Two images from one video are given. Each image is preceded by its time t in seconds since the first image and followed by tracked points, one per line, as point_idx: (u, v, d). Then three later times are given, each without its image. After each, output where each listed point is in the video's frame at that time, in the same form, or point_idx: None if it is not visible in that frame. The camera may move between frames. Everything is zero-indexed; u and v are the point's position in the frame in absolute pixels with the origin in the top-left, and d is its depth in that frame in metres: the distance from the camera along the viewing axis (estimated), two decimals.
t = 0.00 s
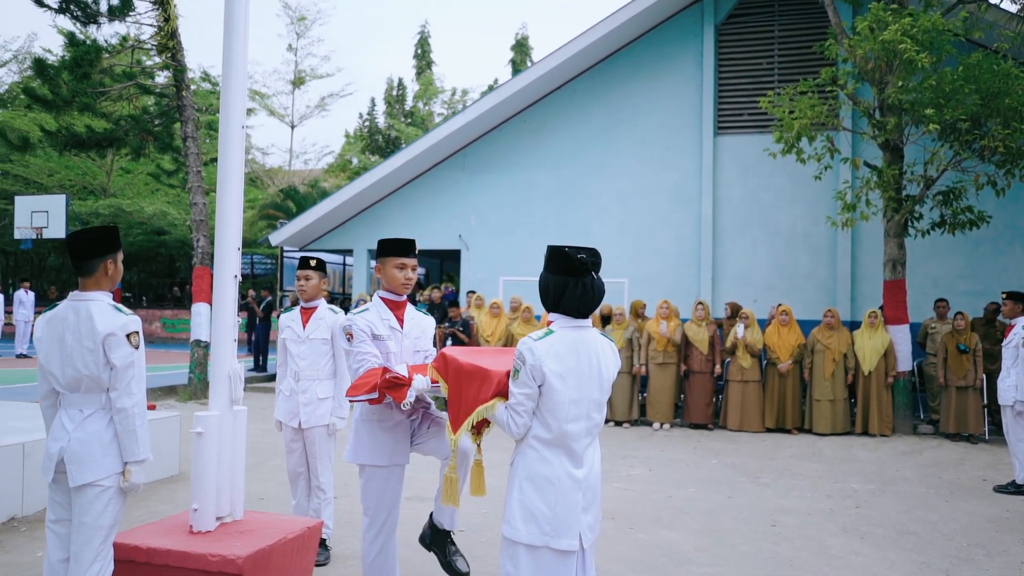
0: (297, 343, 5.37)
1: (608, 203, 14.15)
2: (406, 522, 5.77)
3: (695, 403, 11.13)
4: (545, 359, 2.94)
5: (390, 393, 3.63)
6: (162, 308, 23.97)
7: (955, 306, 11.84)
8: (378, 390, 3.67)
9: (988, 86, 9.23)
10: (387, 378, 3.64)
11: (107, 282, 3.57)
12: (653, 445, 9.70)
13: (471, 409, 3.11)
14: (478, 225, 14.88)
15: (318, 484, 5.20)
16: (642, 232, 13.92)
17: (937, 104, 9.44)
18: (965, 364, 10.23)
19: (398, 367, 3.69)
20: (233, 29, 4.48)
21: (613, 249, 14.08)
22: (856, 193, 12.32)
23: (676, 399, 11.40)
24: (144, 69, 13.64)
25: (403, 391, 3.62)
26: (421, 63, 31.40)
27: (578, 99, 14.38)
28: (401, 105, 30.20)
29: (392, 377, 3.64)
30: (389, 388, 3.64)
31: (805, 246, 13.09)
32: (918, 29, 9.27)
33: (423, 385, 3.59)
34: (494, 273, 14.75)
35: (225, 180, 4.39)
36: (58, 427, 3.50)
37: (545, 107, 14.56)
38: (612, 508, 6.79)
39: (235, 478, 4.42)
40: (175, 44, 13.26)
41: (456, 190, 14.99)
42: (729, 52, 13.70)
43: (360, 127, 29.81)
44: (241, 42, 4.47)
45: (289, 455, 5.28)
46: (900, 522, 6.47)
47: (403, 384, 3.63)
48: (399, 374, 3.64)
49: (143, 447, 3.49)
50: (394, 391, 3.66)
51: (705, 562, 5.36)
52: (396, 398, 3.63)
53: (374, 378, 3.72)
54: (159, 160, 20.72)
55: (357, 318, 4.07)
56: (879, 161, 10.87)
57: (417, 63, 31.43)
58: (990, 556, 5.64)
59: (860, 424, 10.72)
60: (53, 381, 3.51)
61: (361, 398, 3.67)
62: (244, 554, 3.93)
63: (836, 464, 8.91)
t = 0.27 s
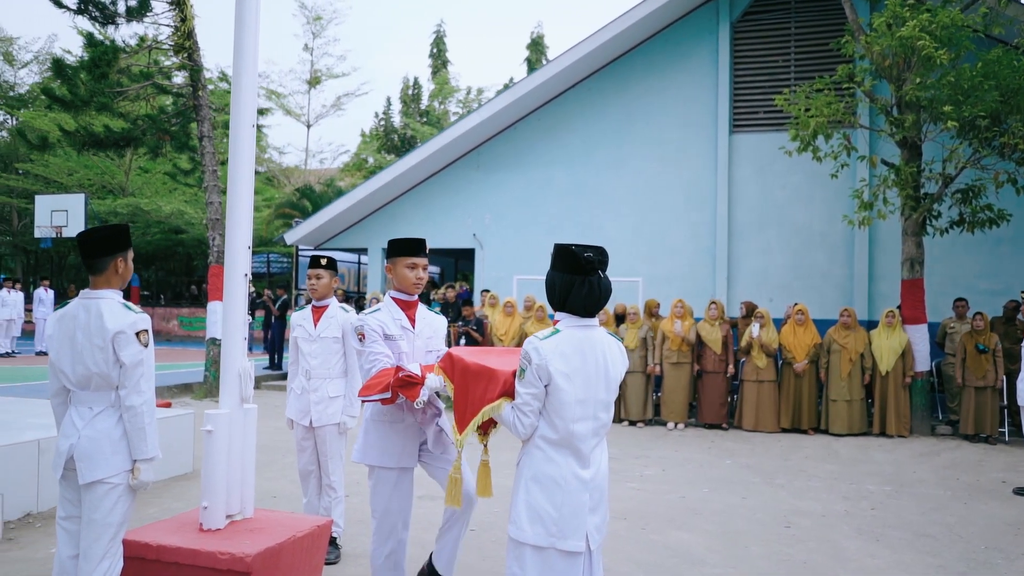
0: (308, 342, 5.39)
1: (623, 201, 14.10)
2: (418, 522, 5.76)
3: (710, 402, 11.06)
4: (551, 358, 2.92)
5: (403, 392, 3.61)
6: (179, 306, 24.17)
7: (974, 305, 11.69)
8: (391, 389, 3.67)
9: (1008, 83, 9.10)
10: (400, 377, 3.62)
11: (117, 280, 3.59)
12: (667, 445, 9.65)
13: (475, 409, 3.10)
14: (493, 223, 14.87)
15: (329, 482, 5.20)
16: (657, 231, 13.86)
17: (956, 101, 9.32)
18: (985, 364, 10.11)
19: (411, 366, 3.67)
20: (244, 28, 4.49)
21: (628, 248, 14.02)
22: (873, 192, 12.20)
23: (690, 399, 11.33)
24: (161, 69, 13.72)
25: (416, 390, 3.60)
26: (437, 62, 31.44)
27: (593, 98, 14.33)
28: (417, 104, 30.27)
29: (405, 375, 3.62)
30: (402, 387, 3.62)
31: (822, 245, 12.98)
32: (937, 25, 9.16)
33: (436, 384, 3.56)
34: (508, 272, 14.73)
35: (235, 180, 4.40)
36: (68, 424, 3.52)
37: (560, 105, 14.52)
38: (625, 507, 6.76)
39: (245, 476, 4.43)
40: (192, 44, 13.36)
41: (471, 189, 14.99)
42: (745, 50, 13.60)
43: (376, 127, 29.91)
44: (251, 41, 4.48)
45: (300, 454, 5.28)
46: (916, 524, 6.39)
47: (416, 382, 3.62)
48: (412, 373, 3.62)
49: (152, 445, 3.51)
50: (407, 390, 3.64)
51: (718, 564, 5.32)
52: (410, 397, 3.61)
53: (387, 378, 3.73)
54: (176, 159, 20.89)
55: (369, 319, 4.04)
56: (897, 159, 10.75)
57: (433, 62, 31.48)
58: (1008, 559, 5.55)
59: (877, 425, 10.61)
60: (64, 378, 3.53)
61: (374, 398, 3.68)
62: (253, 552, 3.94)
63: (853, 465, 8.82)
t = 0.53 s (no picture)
0: (320, 341, 5.41)
1: (637, 201, 14.04)
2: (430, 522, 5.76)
3: (724, 402, 11.00)
4: (558, 359, 2.90)
5: (422, 390, 3.58)
6: (195, 306, 24.35)
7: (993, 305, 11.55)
8: (409, 389, 3.62)
9: None
10: (419, 375, 3.59)
11: (128, 278, 3.61)
12: (681, 446, 9.60)
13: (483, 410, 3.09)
14: (507, 223, 14.87)
15: (340, 481, 5.22)
16: (671, 230, 13.79)
17: (974, 98, 9.22)
18: (1004, 364, 9.99)
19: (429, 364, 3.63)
20: (255, 27, 4.49)
21: (642, 247, 13.97)
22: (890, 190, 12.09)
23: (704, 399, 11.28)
24: (177, 71, 13.81)
25: (434, 388, 3.58)
26: (451, 63, 31.50)
27: (607, 97, 14.29)
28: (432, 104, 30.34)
29: (423, 374, 3.59)
30: (421, 385, 3.59)
31: (838, 245, 12.87)
32: (954, 21, 9.06)
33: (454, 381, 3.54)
34: (522, 272, 14.71)
35: (246, 179, 4.42)
36: (80, 422, 3.54)
37: (574, 105, 14.50)
38: (637, 508, 6.73)
39: (256, 475, 4.44)
40: (208, 45, 13.46)
41: (485, 189, 14.99)
42: (760, 48, 13.51)
43: (391, 127, 30.01)
44: (263, 39, 4.48)
45: (311, 453, 5.30)
46: (933, 526, 6.32)
47: (435, 379, 3.59)
48: (430, 372, 3.58)
49: (163, 443, 3.53)
50: (426, 389, 3.61)
51: (731, 565, 5.28)
52: (428, 395, 3.59)
53: (405, 378, 3.69)
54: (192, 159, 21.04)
55: (386, 319, 4.03)
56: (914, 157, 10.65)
57: (447, 62, 31.54)
58: None
59: (895, 427, 10.49)
60: (75, 376, 3.55)
61: (394, 399, 3.66)
62: (263, 550, 3.94)
63: (869, 466, 8.73)
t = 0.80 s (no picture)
0: (327, 342, 5.42)
1: (646, 202, 14.02)
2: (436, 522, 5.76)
3: (734, 405, 10.95)
4: (560, 360, 2.89)
5: (426, 385, 3.68)
6: (207, 308, 24.46)
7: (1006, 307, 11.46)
8: (414, 385, 3.73)
9: None
10: (422, 371, 3.69)
11: (133, 280, 3.63)
12: (690, 448, 9.57)
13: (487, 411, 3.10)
14: (516, 225, 14.87)
15: (347, 483, 5.22)
16: (681, 232, 13.76)
17: (986, 99, 9.15)
18: (1017, 367, 9.91)
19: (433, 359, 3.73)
20: (261, 29, 4.52)
21: (652, 249, 13.94)
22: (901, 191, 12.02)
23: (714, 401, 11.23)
24: (189, 74, 13.89)
25: (438, 382, 3.67)
26: (461, 65, 31.56)
27: (616, 98, 14.27)
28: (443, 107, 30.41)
29: (427, 369, 3.69)
30: (425, 380, 3.69)
31: (849, 247, 12.80)
32: (965, 21, 9.00)
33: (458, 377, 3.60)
34: (532, 274, 14.71)
35: (252, 181, 4.44)
36: (86, 423, 3.56)
37: (583, 106, 14.49)
38: (645, 510, 6.71)
39: (263, 476, 4.45)
40: (219, 49, 13.54)
41: (495, 191, 15.00)
42: (771, 49, 13.46)
43: (401, 129, 30.09)
44: (270, 42, 4.50)
45: (318, 453, 5.31)
46: (943, 530, 6.27)
47: (438, 375, 3.70)
48: (434, 367, 3.67)
49: (169, 444, 3.54)
50: (430, 383, 3.71)
51: (738, 568, 5.25)
52: (432, 389, 3.68)
53: (411, 376, 3.79)
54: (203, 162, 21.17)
55: (392, 319, 4.04)
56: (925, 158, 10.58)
57: (458, 65, 31.60)
58: None
59: (906, 430, 10.41)
60: (82, 377, 3.58)
61: (402, 397, 3.76)
62: (268, 551, 3.96)
63: (880, 469, 8.67)
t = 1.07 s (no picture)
0: (331, 343, 5.44)
1: (654, 203, 13.98)
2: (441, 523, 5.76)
3: (742, 406, 10.90)
4: (559, 361, 2.90)
5: (424, 384, 3.66)
6: (216, 309, 24.55)
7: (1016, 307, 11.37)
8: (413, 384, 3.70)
9: None
10: (422, 370, 3.67)
11: (136, 282, 3.65)
12: (698, 449, 9.54)
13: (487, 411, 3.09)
14: (523, 226, 14.87)
15: (352, 484, 5.22)
16: (689, 233, 13.72)
17: (995, 97, 9.08)
18: None
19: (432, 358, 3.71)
20: (264, 32, 4.54)
21: (659, 249, 13.91)
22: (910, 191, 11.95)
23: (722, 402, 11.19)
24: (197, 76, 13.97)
25: (436, 381, 3.66)
26: (469, 66, 31.59)
27: (623, 99, 14.25)
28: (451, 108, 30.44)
29: (425, 368, 3.67)
30: (424, 379, 3.67)
31: (858, 247, 12.73)
32: (973, 19, 8.94)
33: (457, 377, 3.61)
34: (539, 275, 14.70)
35: (256, 182, 4.45)
36: (90, 424, 3.58)
37: (590, 107, 14.48)
38: (651, 511, 6.69)
39: (267, 477, 4.46)
40: (226, 51, 13.60)
41: (502, 192, 15.01)
42: (779, 48, 13.41)
43: (410, 131, 30.15)
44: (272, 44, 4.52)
45: (323, 454, 5.32)
46: (951, 532, 6.21)
47: (437, 374, 3.67)
48: (432, 366, 3.66)
49: (172, 444, 3.56)
50: (429, 382, 3.69)
51: (744, 570, 5.22)
52: (431, 388, 3.67)
53: (411, 376, 3.77)
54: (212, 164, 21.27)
55: (393, 320, 4.06)
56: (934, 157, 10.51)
57: (466, 65, 31.64)
58: None
59: (916, 430, 10.34)
60: (86, 379, 3.60)
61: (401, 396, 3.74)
62: (272, 552, 3.96)
63: (889, 470, 8.61)
